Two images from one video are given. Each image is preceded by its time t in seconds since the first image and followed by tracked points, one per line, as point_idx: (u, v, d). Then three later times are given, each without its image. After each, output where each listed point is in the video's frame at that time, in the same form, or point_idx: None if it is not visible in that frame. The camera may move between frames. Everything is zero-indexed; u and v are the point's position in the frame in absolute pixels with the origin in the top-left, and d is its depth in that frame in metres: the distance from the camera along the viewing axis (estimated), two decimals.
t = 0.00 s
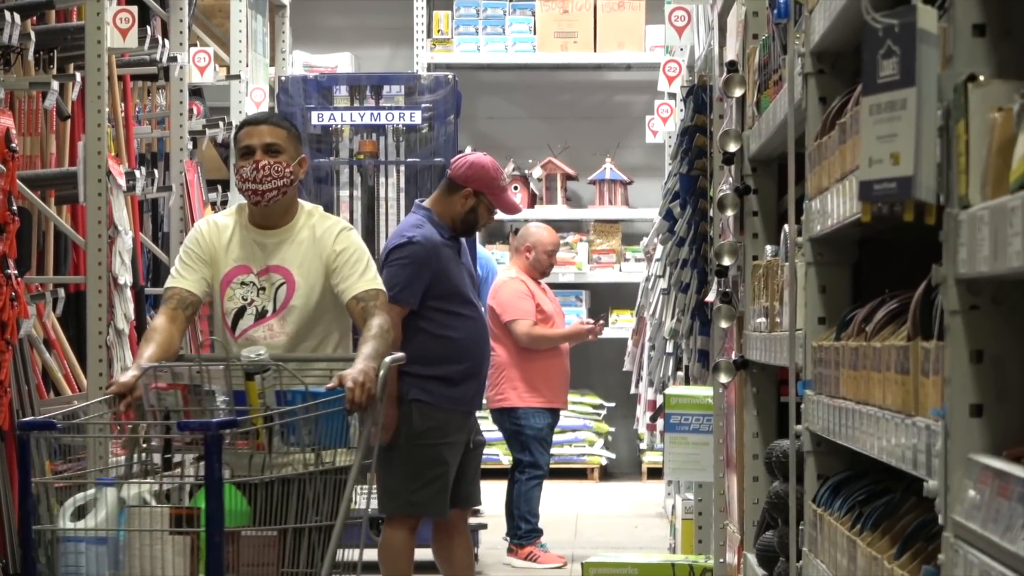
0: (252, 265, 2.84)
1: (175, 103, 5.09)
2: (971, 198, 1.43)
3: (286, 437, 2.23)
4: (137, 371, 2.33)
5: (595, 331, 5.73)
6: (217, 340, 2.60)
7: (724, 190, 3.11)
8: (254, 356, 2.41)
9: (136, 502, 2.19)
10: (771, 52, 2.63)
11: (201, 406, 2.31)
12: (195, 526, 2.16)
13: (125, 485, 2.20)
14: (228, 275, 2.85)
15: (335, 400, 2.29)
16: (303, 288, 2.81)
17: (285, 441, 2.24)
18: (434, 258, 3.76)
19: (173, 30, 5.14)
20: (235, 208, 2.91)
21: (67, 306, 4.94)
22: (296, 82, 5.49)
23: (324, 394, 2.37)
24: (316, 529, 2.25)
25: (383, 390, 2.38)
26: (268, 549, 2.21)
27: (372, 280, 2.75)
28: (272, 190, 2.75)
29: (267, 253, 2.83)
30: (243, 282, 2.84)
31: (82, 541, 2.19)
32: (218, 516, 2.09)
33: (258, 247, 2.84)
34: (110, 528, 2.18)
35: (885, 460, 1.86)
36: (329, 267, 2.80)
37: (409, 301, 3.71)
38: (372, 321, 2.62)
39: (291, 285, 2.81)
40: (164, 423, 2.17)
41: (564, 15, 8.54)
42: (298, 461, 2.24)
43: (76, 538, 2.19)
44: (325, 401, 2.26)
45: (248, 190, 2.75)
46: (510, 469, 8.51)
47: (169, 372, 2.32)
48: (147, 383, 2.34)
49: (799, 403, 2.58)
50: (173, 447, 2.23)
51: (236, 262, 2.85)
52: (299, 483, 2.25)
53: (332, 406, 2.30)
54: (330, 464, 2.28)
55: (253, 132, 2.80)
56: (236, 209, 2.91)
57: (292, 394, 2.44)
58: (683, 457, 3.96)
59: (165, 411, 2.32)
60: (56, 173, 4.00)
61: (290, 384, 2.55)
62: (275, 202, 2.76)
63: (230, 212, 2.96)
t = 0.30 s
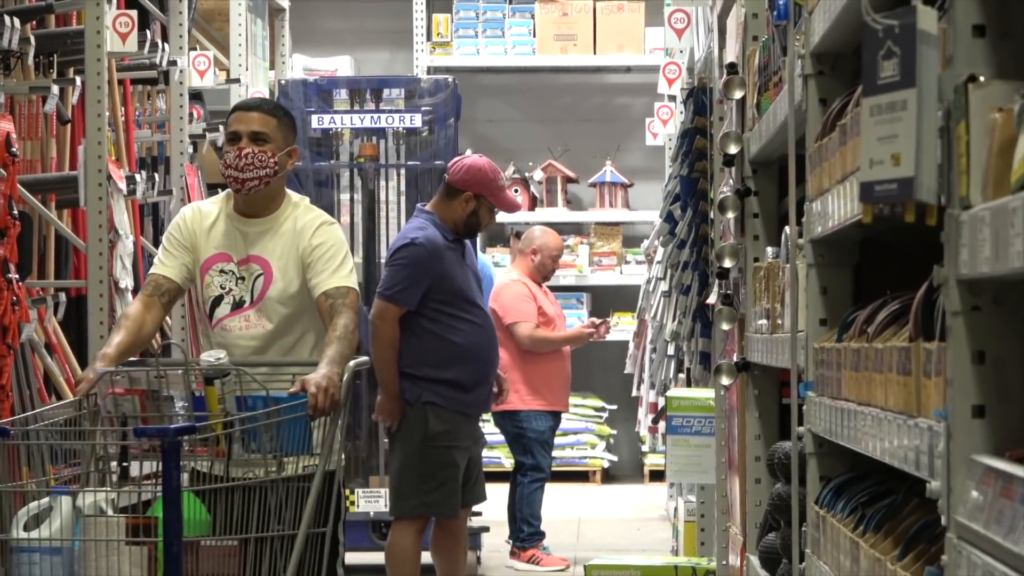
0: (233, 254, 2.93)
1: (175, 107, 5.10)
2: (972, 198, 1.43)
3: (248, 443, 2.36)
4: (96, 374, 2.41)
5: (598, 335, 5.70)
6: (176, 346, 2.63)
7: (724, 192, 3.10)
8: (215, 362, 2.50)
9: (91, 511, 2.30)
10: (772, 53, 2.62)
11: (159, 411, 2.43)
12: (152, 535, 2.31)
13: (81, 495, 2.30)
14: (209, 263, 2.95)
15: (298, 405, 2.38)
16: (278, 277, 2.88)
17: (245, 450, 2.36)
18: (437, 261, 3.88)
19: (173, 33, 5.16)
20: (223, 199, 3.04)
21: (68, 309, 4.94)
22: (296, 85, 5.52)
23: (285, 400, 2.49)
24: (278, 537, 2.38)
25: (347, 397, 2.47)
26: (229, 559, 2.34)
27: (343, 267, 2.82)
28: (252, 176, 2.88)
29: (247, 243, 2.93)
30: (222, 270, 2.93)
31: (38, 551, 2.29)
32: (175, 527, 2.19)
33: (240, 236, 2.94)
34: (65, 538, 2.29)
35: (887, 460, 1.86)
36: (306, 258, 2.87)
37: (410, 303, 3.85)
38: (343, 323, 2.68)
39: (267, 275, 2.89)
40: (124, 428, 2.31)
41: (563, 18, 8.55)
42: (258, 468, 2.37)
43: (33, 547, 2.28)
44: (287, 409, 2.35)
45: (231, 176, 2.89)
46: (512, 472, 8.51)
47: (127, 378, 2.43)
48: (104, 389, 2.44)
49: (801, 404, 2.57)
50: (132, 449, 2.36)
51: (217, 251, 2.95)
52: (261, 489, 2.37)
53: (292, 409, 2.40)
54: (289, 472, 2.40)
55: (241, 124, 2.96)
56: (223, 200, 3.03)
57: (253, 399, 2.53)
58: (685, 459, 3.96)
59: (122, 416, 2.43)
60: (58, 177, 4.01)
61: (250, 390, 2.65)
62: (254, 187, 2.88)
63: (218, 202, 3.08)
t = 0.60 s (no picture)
0: (262, 266, 2.84)
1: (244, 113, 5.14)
2: None
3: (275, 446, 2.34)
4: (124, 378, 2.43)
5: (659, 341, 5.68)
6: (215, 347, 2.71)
7: (783, 199, 3.16)
8: (241, 364, 2.53)
9: (118, 514, 2.26)
10: (829, 63, 2.65)
11: (190, 413, 2.56)
12: (177, 538, 2.25)
13: (107, 496, 2.25)
14: (239, 276, 2.86)
15: (325, 409, 2.34)
16: (310, 290, 2.80)
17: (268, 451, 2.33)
18: (526, 261, 3.96)
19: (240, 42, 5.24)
20: (248, 208, 2.93)
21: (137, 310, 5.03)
22: (362, 94, 5.74)
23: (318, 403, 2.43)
24: (306, 541, 2.32)
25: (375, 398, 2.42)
26: (255, 562, 2.30)
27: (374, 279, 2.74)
28: (273, 190, 2.74)
29: (276, 256, 2.83)
30: (253, 283, 2.85)
31: (64, 555, 2.24)
32: (201, 532, 2.18)
33: (267, 248, 2.84)
34: (92, 540, 2.24)
35: (946, 463, 1.91)
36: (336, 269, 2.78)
37: (503, 301, 3.92)
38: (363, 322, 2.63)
39: (298, 287, 2.80)
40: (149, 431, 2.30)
41: (625, 27, 8.70)
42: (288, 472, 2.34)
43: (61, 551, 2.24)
44: (314, 411, 2.32)
45: (251, 189, 2.75)
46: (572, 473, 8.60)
47: (154, 381, 2.51)
48: (131, 390, 2.49)
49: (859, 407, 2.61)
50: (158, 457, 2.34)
51: (245, 264, 2.86)
52: (286, 493, 2.33)
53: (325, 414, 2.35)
54: (315, 475, 2.36)
55: (262, 133, 2.81)
56: (247, 210, 2.92)
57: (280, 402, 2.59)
58: (744, 461, 4.00)
59: (150, 418, 2.52)
60: (127, 182, 3.96)
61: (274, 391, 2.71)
62: (278, 202, 2.75)
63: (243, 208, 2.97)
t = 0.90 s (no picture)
0: (324, 277, 3.50)
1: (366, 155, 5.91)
2: (1003, 226, 1.82)
3: (364, 428, 2.87)
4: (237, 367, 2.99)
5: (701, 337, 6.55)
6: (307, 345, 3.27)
7: (802, 223, 3.70)
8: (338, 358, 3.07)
9: (234, 483, 2.82)
10: (840, 112, 3.22)
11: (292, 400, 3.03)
12: (285, 503, 2.77)
13: (225, 468, 2.82)
14: (305, 288, 3.53)
15: (404, 395, 2.88)
16: (364, 293, 3.46)
17: (360, 433, 2.86)
18: (616, 269, 5.24)
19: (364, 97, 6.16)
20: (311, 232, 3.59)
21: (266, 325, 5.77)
22: (463, 139, 7.19)
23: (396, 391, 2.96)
24: (388, 505, 2.84)
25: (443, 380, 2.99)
26: (350, 524, 2.79)
27: (415, 276, 3.38)
28: (320, 216, 3.40)
29: (333, 268, 3.50)
30: (318, 292, 3.51)
31: (190, 516, 2.80)
32: (307, 495, 2.74)
33: (326, 263, 3.51)
34: (214, 504, 2.80)
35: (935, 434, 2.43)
36: (385, 274, 3.44)
37: (603, 298, 5.18)
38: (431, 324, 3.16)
39: (355, 292, 3.47)
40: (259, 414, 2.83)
41: (673, 84, 10.18)
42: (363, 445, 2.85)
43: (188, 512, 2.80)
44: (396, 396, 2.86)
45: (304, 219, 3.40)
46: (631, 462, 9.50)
47: (262, 372, 3.04)
48: (243, 380, 3.04)
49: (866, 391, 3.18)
50: (267, 434, 2.90)
51: (311, 277, 3.53)
52: (373, 465, 2.85)
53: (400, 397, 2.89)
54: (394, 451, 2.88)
55: (306, 170, 3.45)
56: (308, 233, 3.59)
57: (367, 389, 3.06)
58: (771, 435, 4.52)
59: (258, 403, 3.03)
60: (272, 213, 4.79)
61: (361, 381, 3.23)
62: (325, 226, 3.40)
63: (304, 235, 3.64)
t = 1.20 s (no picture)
0: (345, 277, 3.60)
1: (427, 157, 6.50)
2: None
3: (399, 433, 2.88)
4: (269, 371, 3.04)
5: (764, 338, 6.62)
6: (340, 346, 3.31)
7: (863, 225, 3.71)
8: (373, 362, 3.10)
9: (270, 489, 2.87)
10: (900, 114, 3.22)
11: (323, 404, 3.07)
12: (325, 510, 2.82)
13: (262, 475, 2.88)
14: (327, 289, 3.62)
15: (440, 400, 2.91)
16: (387, 287, 3.56)
17: (394, 438, 2.88)
18: (677, 263, 5.27)
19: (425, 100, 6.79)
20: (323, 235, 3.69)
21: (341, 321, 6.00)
22: (523, 143, 7.27)
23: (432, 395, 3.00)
24: (425, 511, 2.86)
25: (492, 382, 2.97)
26: (388, 531, 2.82)
27: (452, 267, 3.51)
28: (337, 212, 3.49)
29: (354, 266, 3.60)
30: (340, 292, 3.60)
31: (229, 524, 2.86)
32: (352, 501, 2.77)
33: (346, 261, 3.61)
34: (251, 512, 2.86)
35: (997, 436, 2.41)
36: (408, 267, 3.55)
37: (665, 290, 5.21)
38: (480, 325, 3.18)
39: (380, 287, 3.57)
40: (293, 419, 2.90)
41: (733, 87, 10.57)
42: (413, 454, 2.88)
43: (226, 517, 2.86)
44: (432, 401, 2.89)
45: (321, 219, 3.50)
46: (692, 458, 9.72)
47: (294, 376, 3.09)
48: (274, 384, 3.08)
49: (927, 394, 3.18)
50: (300, 439, 2.95)
51: (332, 278, 3.62)
52: (409, 471, 2.87)
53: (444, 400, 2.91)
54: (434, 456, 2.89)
55: (317, 169, 3.55)
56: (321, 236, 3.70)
57: (402, 392, 3.12)
58: (832, 437, 4.54)
59: (291, 406, 3.09)
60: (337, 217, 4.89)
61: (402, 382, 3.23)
62: (344, 221, 3.52)
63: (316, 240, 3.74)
